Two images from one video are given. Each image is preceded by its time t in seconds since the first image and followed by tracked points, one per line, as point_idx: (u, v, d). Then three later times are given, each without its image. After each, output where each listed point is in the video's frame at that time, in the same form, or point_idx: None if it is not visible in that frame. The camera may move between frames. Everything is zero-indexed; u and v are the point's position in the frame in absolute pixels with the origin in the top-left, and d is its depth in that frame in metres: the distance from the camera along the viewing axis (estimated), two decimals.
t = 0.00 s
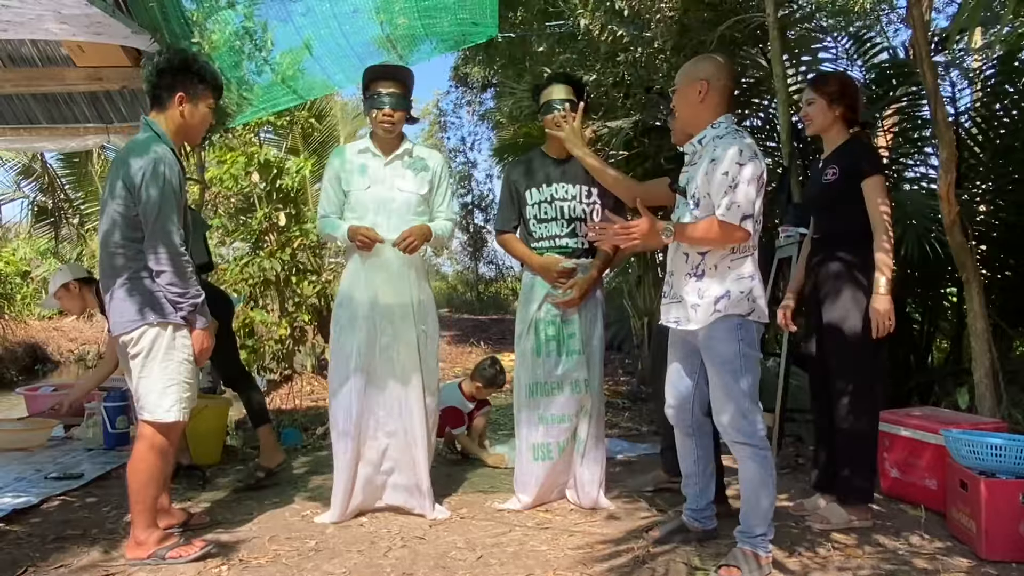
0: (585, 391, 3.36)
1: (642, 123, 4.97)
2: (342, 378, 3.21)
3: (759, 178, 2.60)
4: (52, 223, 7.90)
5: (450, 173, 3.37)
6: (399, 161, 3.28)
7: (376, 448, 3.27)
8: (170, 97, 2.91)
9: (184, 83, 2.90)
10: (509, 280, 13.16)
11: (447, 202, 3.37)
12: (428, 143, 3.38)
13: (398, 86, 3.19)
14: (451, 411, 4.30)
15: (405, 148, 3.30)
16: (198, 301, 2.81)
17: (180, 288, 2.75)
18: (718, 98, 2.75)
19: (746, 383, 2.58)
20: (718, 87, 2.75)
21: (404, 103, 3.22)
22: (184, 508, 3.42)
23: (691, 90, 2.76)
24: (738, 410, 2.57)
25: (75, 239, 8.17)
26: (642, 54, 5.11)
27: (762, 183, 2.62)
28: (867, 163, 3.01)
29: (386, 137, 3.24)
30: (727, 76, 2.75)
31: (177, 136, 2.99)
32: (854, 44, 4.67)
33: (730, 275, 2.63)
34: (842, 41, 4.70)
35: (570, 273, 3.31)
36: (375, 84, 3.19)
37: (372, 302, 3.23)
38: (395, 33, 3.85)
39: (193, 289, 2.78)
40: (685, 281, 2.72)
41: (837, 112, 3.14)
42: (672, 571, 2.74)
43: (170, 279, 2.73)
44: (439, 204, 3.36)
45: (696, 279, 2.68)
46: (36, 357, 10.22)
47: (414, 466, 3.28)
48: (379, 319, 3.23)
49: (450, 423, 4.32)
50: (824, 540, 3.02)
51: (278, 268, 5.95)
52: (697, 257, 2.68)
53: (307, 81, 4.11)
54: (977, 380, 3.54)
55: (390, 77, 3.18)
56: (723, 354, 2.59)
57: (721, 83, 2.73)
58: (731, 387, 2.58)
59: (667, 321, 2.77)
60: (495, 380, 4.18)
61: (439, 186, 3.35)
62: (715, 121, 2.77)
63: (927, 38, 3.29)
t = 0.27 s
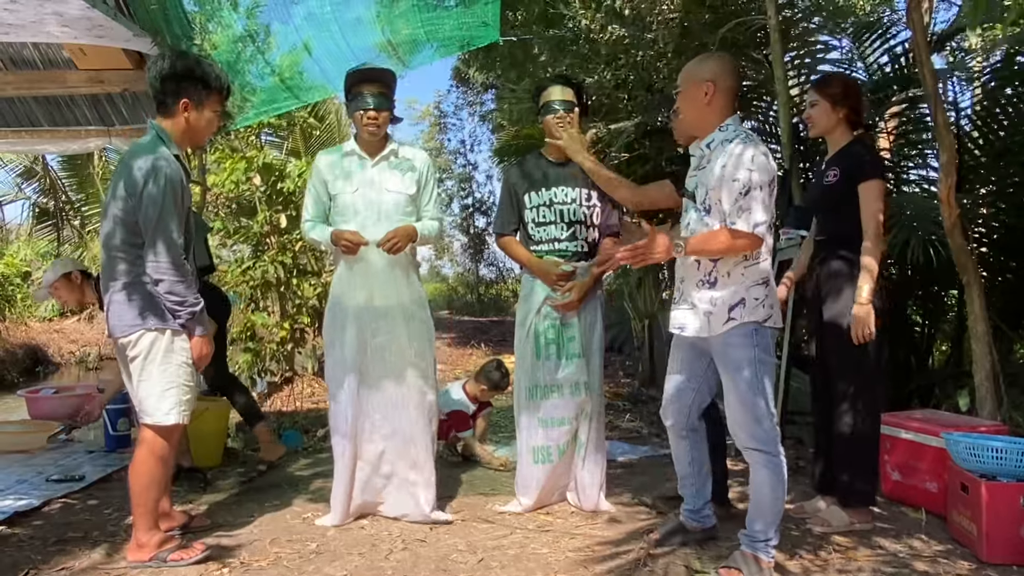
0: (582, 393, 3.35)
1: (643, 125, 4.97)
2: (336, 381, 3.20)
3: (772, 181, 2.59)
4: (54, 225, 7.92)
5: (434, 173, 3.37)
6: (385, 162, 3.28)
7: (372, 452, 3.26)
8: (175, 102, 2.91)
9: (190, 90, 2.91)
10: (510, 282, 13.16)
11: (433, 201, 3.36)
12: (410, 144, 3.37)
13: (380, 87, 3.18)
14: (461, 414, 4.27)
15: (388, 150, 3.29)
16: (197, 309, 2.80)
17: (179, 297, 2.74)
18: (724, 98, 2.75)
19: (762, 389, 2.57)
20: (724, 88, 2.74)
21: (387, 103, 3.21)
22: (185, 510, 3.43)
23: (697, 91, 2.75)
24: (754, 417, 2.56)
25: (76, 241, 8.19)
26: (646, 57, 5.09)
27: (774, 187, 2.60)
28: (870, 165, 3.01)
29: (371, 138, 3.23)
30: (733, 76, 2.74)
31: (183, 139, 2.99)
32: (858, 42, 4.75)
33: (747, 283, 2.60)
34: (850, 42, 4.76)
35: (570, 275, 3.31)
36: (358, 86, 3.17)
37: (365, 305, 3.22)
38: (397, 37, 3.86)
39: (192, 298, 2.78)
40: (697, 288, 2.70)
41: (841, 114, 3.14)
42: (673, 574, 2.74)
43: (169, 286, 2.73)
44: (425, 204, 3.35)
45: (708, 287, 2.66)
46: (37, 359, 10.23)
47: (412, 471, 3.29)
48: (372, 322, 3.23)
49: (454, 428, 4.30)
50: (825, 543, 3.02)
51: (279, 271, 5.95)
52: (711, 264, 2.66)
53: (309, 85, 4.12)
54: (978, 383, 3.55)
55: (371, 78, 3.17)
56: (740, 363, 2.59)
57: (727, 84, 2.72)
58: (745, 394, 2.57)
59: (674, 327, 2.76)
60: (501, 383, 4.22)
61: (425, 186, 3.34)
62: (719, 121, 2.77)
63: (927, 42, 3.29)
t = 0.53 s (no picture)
0: (582, 396, 3.36)
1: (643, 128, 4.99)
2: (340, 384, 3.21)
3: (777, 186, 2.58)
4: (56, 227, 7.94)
5: (444, 176, 3.35)
6: (394, 164, 3.26)
7: (376, 457, 3.26)
8: (177, 109, 2.92)
9: (191, 96, 2.91)
10: (510, 284, 13.17)
11: (444, 206, 3.34)
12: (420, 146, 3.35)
13: (390, 88, 3.18)
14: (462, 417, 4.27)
15: (399, 152, 3.28)
16: (196, 316, 2.77)
17: (179, 303, 2.72)
18: (724, 100, 2.73)
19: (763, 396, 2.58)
20: (724, 90, 2.73)
21: (396, 104, 3.21)
22: (187, 513, 3.43)
23: (697, 92, 2.73)
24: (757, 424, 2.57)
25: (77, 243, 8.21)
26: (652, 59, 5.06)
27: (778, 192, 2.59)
28: (868, 169, 3.01)
29: (379, 140, 3.22)
30: (734, 79, 2.73)
31: (188, 144, 3.00)
32: (860, 40, 4.71)
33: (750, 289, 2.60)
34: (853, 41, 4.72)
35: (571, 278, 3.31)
36: (369, 87, 3.18)
37: (370, 307, 3.21)
38: (398, 41, 3.85)
39: (192, 304, 2.75)
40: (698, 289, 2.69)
41: (842, 117, 3.15)
42: None
43: (168, 293, 2.70)
44: (436, 207, 3.34)
45: (706, 293, 2.68)
46: (38, 361, 10.25)
47: (415, 479, 3.27)
48: (377, 326, 3.21)
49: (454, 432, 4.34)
50: (827, 546, 3.02)
51: (280, 273, 5.96)
52: (711, 270, 2.67)
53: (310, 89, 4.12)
54: (979, 386, 3.55)
55: (380, 80, 3.17)
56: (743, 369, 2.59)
57: (727, 86, 2.71)
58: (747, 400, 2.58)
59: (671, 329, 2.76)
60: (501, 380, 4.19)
61: (433, 189, 3.33)
62: (719, 123, 2.76)
63: (928, 45, 3.30)
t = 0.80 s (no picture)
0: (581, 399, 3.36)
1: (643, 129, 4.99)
2: (343, 387, 3.21)
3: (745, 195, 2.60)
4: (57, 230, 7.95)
5: (454, 183, 3.35)
6: (404, 168, 3.27)
7: (378, 461, 3.26)
8: (178, 117, 2.93)
9: (191, 103, 2.91)
10: (511, 286, 13.17)
11: (452, 212, 3.34)
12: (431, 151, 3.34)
13: (401, 92, 3.19)
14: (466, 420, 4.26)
15: (410, 157, 3.28)
16: (196, 322, 2.77)
17: (178, 310, 2.71)
18: (691, 108, 2.75)
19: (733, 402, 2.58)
20: (691, 100, 2.75)
21: (408, 109, 3.21)
22: (189, 517, 3.43)
23: (664, 102, 2.77)
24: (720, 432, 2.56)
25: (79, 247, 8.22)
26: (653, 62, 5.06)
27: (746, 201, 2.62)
28: (864, 173, 3.02)
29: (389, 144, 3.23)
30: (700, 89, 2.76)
31: (189, 149, 3.00)
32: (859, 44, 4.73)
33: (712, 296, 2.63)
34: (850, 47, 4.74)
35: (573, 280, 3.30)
36: (380, 91, 3.17)
37: (373, 311, 3.22)
38: (400, 48, 3.84)
39: (191, 311, 2.74)
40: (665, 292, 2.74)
41: (834, 123, 3.14)
42: None
43: (168, 300, 2.70)
44: (443, 211, 3.33)
45: (670, 297, 2.70)
46: (39, 364, 10.27)
47: (417, 484, 3.26)
48: (381, 329, 3.21)
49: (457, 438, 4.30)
50: (829, 551, 3.02)
51: (282, 276, 5.96)
52: (673, 275, 2.70)
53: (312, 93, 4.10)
54: (981, 390, 3.55)
55: (391, 83, 3.18)
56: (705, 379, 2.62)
57: (693, 95, 2.73)
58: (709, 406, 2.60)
59: (635, 335, 2.80)
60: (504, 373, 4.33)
61: (442, 194, 3.32)
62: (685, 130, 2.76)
63: (928, 48, 3.30)
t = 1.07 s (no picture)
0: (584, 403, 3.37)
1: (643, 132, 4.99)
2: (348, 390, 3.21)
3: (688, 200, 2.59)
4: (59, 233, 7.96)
5: (459, 188, 3.34)
6: (408, 172, 3.27)
7: (381, 464, 3.26)
8: (179, 121, 2.93)
9: (194, 106, 2.91)
10: (512, 289, 13.18)
11: (457, 216, 3.33)
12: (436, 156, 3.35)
13: (407, 97, 3.19)
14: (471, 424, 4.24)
15: (415, 161, 3.29)
16: (199, 326, 2.77)
17: (181, 314, 2.71)
18: (652, 112, 2.80)
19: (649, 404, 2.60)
20: (650, 104, 2.80)
21: (413, 113, 3.21)
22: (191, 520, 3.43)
23: (624, 106, 2.81)
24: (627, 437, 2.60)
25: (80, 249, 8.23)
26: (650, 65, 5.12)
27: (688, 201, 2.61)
28: (864, 176, 3.01)
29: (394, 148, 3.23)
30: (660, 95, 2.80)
31: (192, 153, 3.00)
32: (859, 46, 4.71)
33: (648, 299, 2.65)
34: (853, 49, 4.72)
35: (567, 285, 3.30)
36: (384, 96, 3.18)
37: (377, 314, 3.22)
38: (400, 52, 3.89)
39: (194, 315, 2.74)
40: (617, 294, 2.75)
41: (831, 127, 3.15)
42: None
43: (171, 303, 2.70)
44: (448, 215, 3.33)
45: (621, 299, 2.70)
46: (41, 366, 10.29)
47: (420, 487, 3.26)
48: (385, 333, 3.21)
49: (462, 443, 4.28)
50: (833, 555, 3.01)
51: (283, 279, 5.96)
52: (623, 277, 2.69)
53: (314, 94, 4.14)
54: (984, 393, 3.55)
55: (395, 88, 3.18)
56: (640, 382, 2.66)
57: (651, 99, 2.77)
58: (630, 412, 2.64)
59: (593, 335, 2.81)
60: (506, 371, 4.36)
61: (447, 198, 3.32)
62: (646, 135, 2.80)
63: (931, 50, 3.29)
